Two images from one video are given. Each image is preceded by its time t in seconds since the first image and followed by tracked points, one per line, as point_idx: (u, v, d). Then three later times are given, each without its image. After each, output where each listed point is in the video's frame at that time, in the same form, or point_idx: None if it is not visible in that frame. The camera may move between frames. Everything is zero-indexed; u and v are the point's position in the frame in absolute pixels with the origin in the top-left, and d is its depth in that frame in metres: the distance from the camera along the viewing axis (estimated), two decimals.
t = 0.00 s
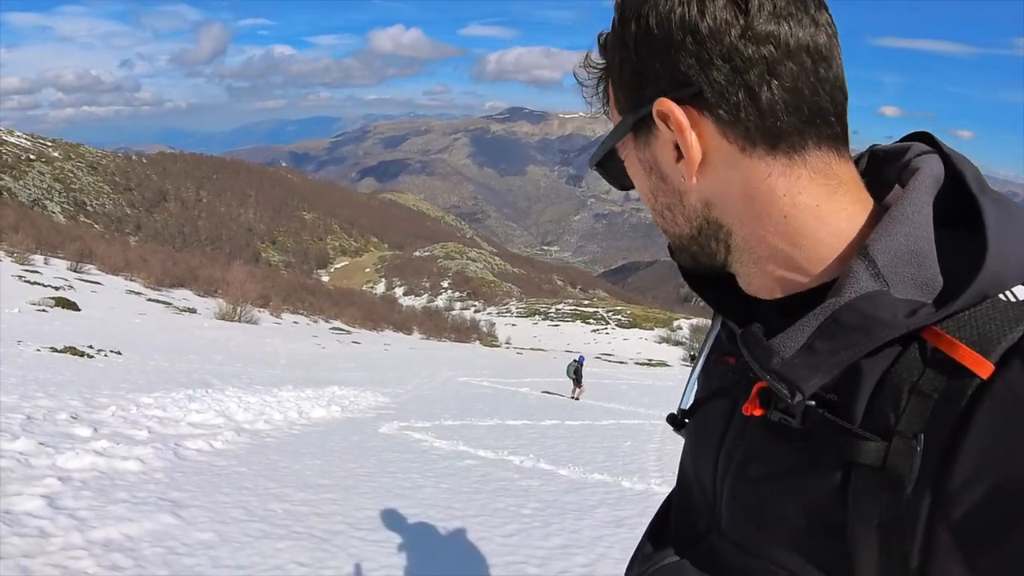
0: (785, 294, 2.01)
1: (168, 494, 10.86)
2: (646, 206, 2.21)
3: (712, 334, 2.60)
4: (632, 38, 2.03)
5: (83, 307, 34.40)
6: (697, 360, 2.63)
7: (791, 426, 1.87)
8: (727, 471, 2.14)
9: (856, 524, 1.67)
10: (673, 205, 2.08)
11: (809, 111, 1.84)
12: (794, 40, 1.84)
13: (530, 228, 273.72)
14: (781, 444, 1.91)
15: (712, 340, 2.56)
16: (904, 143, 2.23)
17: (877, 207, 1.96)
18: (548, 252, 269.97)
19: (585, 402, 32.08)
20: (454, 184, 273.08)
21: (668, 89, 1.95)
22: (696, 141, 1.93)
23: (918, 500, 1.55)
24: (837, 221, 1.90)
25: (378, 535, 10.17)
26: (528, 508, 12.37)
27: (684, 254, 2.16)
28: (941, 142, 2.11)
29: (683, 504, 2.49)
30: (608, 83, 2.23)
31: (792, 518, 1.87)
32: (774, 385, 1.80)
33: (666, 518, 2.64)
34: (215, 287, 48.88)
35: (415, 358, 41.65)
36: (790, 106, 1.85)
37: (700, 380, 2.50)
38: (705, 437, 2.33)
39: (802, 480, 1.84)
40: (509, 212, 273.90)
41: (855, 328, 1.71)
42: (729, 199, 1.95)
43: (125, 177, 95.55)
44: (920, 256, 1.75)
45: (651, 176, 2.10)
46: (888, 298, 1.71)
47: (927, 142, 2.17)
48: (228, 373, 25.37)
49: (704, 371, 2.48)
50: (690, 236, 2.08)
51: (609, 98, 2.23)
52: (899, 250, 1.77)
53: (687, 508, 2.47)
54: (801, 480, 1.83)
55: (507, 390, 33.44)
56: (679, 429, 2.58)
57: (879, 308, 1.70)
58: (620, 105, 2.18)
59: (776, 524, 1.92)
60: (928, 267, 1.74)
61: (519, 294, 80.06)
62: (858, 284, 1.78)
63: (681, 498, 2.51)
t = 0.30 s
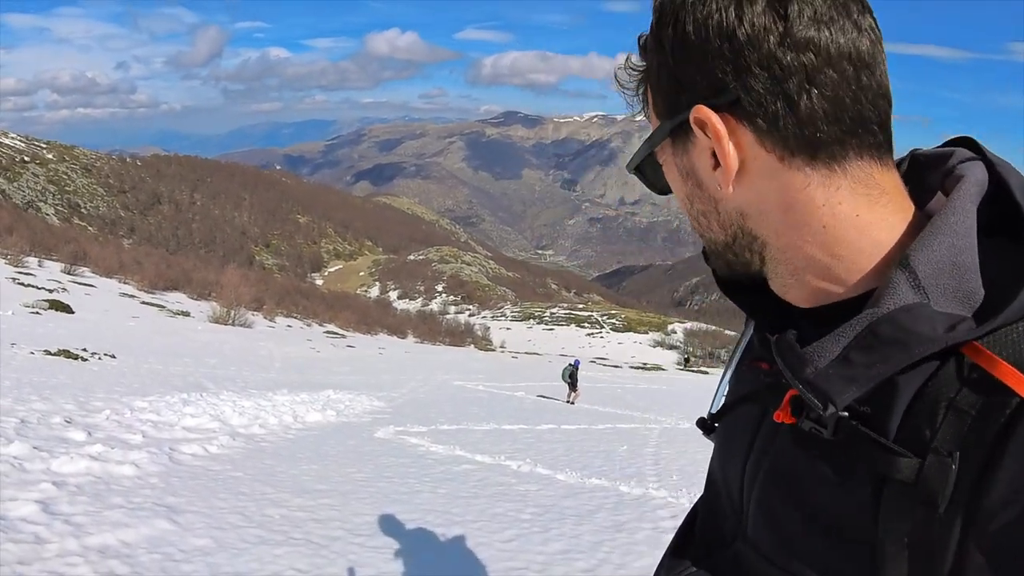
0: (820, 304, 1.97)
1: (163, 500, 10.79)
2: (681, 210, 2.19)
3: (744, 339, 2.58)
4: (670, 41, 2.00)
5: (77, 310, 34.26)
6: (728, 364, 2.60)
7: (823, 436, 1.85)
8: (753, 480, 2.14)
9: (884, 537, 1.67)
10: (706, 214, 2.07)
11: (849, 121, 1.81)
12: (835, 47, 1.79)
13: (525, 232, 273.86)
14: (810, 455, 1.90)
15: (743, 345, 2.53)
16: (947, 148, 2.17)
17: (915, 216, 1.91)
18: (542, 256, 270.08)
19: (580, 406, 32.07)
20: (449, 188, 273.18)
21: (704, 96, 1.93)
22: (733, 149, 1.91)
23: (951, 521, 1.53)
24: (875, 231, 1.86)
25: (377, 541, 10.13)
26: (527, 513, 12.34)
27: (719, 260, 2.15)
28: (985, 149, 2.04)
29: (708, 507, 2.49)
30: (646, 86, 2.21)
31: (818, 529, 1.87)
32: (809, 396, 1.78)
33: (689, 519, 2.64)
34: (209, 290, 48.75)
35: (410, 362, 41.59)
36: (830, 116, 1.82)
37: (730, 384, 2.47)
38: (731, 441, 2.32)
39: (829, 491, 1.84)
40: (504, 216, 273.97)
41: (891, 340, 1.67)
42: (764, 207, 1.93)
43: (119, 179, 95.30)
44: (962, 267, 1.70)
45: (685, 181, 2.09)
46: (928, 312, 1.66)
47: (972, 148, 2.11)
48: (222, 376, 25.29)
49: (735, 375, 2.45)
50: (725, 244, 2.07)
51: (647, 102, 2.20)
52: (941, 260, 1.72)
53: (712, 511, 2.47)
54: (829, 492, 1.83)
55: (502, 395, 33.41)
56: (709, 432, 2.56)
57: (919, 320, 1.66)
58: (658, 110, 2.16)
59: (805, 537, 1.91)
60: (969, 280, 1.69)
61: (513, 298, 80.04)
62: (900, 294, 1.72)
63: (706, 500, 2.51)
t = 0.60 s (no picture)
0: (839, 300, 1.95)
1: (155, 504, 10.73)
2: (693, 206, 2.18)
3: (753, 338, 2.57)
4: (684, 31, 1.98)
5: (67, 312, 34.11)
6: (736, 365, 2.58)
7: (838, 435, 1.84)
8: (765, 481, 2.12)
9: (899, 538, 1.66)
10: (721, 210, 2.06)
11: (869, 112, 1.80)
12: (855, 36, 1.78)
13: (518, 236, 273.99)
14: (824, 454, 1.89)
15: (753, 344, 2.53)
16: (960, 142, 2.17)
17: (932, 212, 1.90)
18: (535, 260, 270.04)
19: (573, 410, 32.09)
20: (442, 192, 273.32)
21: (721, 87, 1.90)
22: (750, 142, 1.88)
23: (971, 521, 1.52)
24: (894, 224, 1.85)
25: (370, 546, 10.09)
26: (521, 517, 12.31)
27: (732, 258, 2.13)
28: (999, 143, 2.04)
29: (717, 508, 2.49)
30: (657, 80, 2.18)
31: (831, 529, 1.86)
32: (826, 394, 1.76)
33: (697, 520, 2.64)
34: (200, 293, 48.67)
35: (402, 366, 41.51)
36: (850, 106, 1.80)
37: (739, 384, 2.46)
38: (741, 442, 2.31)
39: (844, 493, 1.83)
40: (496, 220, 273.94)
41: (911, 336, 1.66)
42: (781, 204, 1.91)
43: (111, 181, 95.05)
44: (981, 264, 1.69)
45: (699, 179, 2.07)
46: (948, 307, 1.65)
47: (985, 144, 2.10)
48: (214, 379, 25.18)
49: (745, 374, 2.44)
50: (737, 241, 2.06)
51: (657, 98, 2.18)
52: (958, 257, 1.71)
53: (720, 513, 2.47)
54: (842, 492, 1.82)
55: (494, 399, 33.38)
56: (717, 432, 2.55)
57: (936, 317, 1.64)
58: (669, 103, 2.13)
59: (821, 536, 1.90)
60: (988, 277, 1.68)
61: (506, 302, 80.02)
62: (917, 290, 1.71)
63: (715, 501, 2.50)
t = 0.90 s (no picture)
0: (851, 299, 1.89)
1: (144, 507, 10.65)
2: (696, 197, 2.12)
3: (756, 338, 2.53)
4: (696, 6, 1.94)
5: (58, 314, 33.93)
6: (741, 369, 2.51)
7: (851, 443, 1.76)
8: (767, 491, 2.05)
9: (921, 550, 1.59)
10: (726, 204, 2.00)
11: (891, 92, 1.77)
12: (878, 10, 1.75)
13: (511, 239, 274.04)
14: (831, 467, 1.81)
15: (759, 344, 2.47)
16: (977, 135, 2.15)
17: (953, 206, 1.87)
18: (527, 264, 269.96)
19: (565, 413, 32.08)
20: (436, 195, 273.40)
21: (736, 64, 1.85)
22: (766, 123, 1.83)
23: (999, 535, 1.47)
24: (912, 216, 1.81)
25: (362, 550, 10.04)
26: (513, 521, 12.28)
27: (737, 251, 2.06)
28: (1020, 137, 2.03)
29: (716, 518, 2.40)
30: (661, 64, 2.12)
31: (837, 533, 1.78)
32: (844, 397, 1.70)
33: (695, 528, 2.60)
34: (192, 295, 48.52)
35: (395, 369, 41.43)
36: (872, 85, 1.76)
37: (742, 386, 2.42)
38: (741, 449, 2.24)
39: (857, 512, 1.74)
40: (489, 223, 273.95)
41: (936, 335, 1.61)
42: (794, 192, 1.86)
43: (104, 182, 94.69)
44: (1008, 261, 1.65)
45: (707, 162, 2.02)
46: (973, 304, 1.61)
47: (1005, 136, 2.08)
48: (205, 382, 25.06)
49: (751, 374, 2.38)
50: (745, 233, 2.00)
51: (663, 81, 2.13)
52: (987, 251, 1.67)
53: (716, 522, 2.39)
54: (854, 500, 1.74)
55: (487, 402, 33.34)
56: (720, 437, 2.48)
57: (964, 316, 1.60)
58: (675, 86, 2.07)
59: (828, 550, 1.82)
60: (1016, 275, 1.64)
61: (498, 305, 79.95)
62: (943, 286, 1.66)
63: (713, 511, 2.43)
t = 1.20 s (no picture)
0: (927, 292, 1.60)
1: (126, 512, 10.49)
2: (747, 168, 1.82)
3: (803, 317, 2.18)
4: None
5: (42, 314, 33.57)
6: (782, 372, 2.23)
7: (934, 457, 1.47)
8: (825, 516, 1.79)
9: None
10: (785, 180, 1.70)
11: (969, 51, 1.51)
12: None
13: (498, 238, 274.11)
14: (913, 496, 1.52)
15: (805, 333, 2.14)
16: None
17: None
18: (513, 263, 269.95)
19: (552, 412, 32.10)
20: (422, 195, 273.11)
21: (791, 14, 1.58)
22: (833, 85, 1.54)
23: None
24: (1006, 192, 1.50)
25: (349, 554, 9.94)
26: (503, 522, 12.23)
27: (796, 233, 1.76)
28: None
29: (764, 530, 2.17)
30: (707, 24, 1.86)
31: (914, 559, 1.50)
32: (933, 404, 1.42)
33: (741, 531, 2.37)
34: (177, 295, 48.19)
35: (381, 369, 41.30)
36: (949, 40, 1.51)
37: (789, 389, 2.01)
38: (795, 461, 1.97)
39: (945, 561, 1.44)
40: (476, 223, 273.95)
41: None
42: (864, 164, 1.56)
43: (87, 181, 93.77)
44: None
45: (761, 130, 1.72)
46: None
47: None
48: (190, 383, 24.81)
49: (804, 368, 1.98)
50: (807, 213, 1.70)
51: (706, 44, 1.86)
52: None
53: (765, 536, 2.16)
54: (945, 542, 1.45)
55: (474, 401, 33.28)
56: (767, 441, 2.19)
57: None
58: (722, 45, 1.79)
59: None
60: None
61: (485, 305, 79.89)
62: None
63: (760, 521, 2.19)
